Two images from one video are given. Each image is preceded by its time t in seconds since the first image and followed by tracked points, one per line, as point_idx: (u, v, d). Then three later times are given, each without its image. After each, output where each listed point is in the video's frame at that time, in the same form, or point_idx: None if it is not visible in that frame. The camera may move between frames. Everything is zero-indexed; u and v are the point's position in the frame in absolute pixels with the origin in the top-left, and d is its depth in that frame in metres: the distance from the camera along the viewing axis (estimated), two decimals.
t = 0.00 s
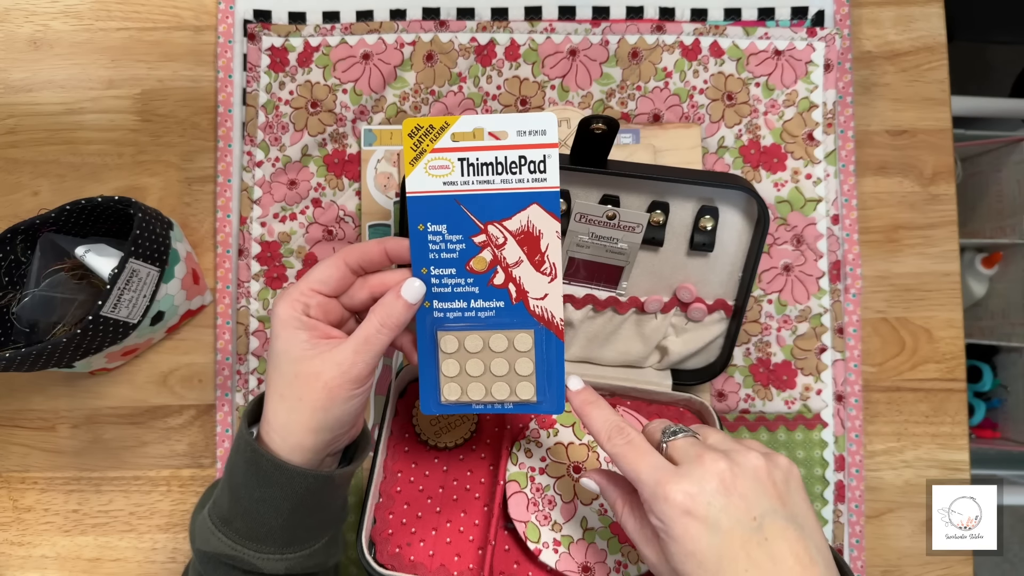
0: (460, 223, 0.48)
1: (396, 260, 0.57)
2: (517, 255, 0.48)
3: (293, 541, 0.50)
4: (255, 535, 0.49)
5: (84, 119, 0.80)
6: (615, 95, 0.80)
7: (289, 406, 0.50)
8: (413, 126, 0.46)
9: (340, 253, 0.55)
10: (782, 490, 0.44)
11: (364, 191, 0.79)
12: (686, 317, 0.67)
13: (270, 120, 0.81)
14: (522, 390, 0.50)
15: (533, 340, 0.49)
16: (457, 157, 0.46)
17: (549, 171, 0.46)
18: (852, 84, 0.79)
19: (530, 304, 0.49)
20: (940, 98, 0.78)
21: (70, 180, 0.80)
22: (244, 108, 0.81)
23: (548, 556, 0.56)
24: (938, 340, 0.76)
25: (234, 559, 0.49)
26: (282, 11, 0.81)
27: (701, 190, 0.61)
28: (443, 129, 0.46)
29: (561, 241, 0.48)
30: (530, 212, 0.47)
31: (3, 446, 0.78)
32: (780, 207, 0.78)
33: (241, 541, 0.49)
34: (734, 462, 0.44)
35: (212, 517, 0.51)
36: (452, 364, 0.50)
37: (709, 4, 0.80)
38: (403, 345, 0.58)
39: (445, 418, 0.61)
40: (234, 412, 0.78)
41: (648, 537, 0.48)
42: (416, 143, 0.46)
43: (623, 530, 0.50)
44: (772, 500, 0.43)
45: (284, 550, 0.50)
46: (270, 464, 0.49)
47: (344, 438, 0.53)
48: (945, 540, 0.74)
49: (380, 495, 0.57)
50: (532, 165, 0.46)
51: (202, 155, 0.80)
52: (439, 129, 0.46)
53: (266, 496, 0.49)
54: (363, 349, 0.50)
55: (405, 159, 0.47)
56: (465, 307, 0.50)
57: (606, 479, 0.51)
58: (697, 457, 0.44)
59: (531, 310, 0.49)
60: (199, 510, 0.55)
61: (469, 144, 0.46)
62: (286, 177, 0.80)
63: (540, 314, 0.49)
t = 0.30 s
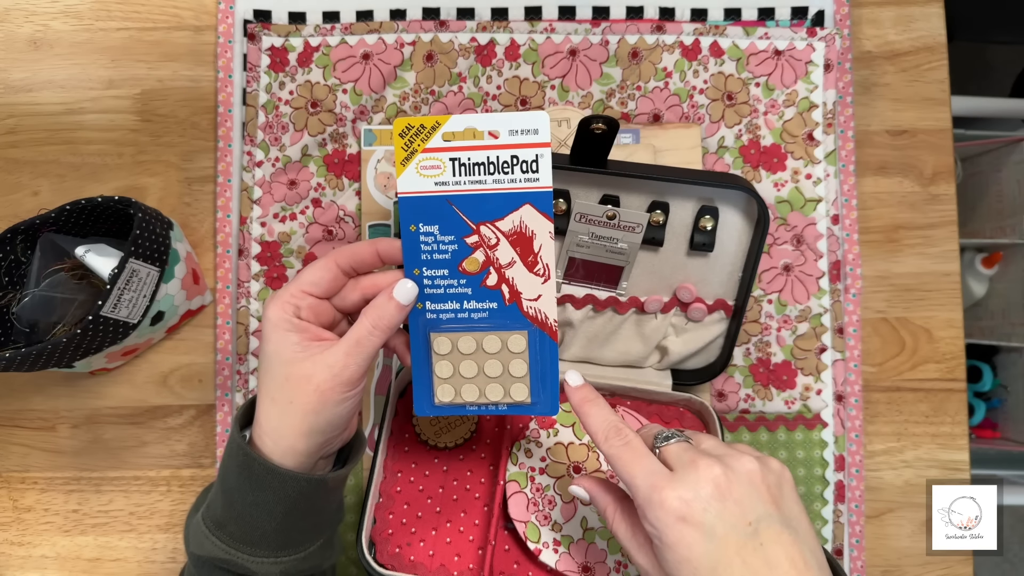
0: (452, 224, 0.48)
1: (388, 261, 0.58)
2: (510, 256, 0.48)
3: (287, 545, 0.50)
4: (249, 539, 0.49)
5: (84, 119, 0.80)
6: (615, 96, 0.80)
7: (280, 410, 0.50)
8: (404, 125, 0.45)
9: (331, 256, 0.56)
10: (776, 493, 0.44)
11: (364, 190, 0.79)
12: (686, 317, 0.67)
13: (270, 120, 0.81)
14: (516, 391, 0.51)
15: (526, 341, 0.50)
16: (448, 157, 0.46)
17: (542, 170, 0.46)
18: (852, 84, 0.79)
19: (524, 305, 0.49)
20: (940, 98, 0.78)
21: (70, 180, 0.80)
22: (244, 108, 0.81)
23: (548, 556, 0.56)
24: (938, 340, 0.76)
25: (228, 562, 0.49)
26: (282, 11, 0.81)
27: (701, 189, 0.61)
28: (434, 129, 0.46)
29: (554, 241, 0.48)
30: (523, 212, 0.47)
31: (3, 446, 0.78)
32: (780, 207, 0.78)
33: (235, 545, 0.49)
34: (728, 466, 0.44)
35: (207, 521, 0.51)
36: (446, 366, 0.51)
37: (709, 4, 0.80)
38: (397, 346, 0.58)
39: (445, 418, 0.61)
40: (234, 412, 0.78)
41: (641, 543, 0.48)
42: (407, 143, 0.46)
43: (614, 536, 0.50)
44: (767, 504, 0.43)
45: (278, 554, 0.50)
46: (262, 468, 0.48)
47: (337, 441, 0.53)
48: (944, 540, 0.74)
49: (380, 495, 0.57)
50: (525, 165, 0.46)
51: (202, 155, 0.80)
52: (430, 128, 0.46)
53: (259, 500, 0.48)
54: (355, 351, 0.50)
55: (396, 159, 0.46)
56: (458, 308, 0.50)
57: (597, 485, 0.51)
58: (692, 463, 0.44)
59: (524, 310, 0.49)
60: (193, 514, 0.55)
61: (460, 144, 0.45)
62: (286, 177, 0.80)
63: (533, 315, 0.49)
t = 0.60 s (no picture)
0: (451, 227, 0.48)
1: (385, 264, 0.58)
2: (508, 259, 0.48)
3: (285, 548, 0.50)
4: (246, 543, 0.49)
5: (84, 119, 0.80)
6: (615, 96, 0.80)
7: (277, 414, 0.50)
8: (403, 127, 0.45)
9: (327, 258, 0.56)
10: (771, 493, 0.44)
11: (364, 191, 0.79)
12: (686, 317, 0.67)
13: (270, 120, 0.81)
14: (513, 395, 0.51)
15: (524, 345, 0.50)
16: (446, 159, 0.46)
17: (541, 173, 0.46)
18: (852, 84, 0.79)
19: (522, 309, 0.49)
20: (940, 98, 0.78)
21: (70, 180, 0.80)
22: (244, 108, 0.81)
23: (548, 556, 0.56)
24: (938, 340, 0.76)
25: (226, 566, 0.49)
26: (282, 11, 0.81)
27: (701, 190, 0.61)
28: (432, 131, 0.46)
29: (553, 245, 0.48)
30: (522, 215, 0.47)
31: (4, 446, 0.78)
32: (780, 207, 0.78)
33: (233, 548, 0.49)
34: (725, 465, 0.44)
35: (204, 524, 0.51)
36: (444, 369, 0.51)
37: (709, 4, 0.80)
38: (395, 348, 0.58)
39: (445, 418, 0.60)
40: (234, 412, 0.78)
41: (636, 543, 0.48)
42: (406, 145, 0.46)
43: (609, 536, 0.50)
44: (763, 504, 0.43)
45: (276, 557, 0.49)
46: (259, 472, 0.48)
47: (334, 444, 0.53)
48: (944, 540, 0.74)
49: (380, 495, 0.57)
50: (524, 168, 0.46)
51: (202, 155, 0.80)
52: (428, 130, 0.46)
53: (257, 504, 0.49)
54: (352, 355, 0.50)
55: (394, 161, 0.46)
56: (456, 311, 0.50)
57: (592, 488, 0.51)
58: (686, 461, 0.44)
59: (523, 314, 0.49)
60: (191, 517, 0.55)
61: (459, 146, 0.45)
62: (286, 177, 0.80)
63: (531, 319, 0.49)
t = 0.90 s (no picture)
0: (450, 226, 0.47)
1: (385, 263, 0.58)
2: (508, 258, 0.48)
3: (284, 547, 0.50)
4: (246, 542, 0.49)
5: (84, 119, 0.80)
6: (615, 95, 0.80)
7: (277, 413, 0.50)
8: (402, 126, 0.45)
9: (326, 257, 0.56)
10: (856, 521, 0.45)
11: (364, 190, 0.79)
12: (686, 317, 0.67)
13: (270, 120, 0.81)
14: (513, 393, 0.51)
15: (524, 344, 0.50)
16: (446, 158, 0.46)
17: (541, 173, 0.46)
18: (852, 84, 0.79)
19: (522, 308, 0.49)
20: (940, 98, 0.78)
21: (70, 180, 0.80)
22: (244, 108, 0.81)
23: (548, 556, 0.55)
24: (938, 340, 0.76)
25: (226, 566, 0.49)
26: (282, 11, 0.81)
27: (700, 189, 0.61)
28: (432, 130, 0.46)
29: (552, 244, 0.48)
30: (522, 214, 0.47)
31: (4, 446, 0.78)
32: (780, 207, 0.78)
33: (233, 547, 0.49)
34: (835, 486, 0.44)
35: (204, 524, 0.51)
36: (444, 367, 0.51)
37: (709, 4, 0.80)
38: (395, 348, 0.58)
39: (445, 418, 0.61)
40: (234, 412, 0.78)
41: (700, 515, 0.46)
42: (405, 144, 0.46)
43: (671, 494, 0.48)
44: (851, 533, 0.44)
45: (276, 556, 0.49)
46: (258, 471, 0.48)
47: (335, 443, 0.53)
48: (945, 540, 0.74)
49: (380, 495, 0.57)
50: (523, 167, 0.46)
51: (202, 155, 0.80)
52: (428, 129, 0.46)
53: (256, 503, 0.48)
54: (351, 353, 0.50)
55: (394, 160, 0.46)
56: (456, 310, 0.50)
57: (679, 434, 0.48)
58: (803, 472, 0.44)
59: (522, 313, 0.49)
60: (190, 517, 0.55)
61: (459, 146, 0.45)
62: (286, 177, 0.80)
63: (531, 318, 0.49)
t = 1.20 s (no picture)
0: (451, 226, 0.47)
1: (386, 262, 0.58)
2: (509, 258, 0.48)
3: (285, 546, 0.50)
4: (247, 541, 0.49)
5: (84, 119, 0.80)
6: (615, 95, 0.80)
7: (278, 412, 0.50)
8: (404, 126, 0.45)
9: (328, 257, 0.56)
10: None
11: (364, 190, 0.79)
12: (686, 317, 0.67)
13: (270, 120, 0.81)
14: (514, 391, 0.51)
15: (525, 343, 0.50)
16: (448, 158, 0.46)
17: (543, 173, 0.46)
18: (852, 84, 0.79)
19: (522, 307, 0.49)
20: (940, 98, 0.78)
21: (70, 180, 0.80)
22: (244, 108, 0.81)
23: (548, 555, 0.56)
24: (938, 340, 0.76)
25: (226, 565, 0.49)
26: (282, 11, 0.81)
27: (700, 190, 0.61)
28: (434, 131, 0.46)
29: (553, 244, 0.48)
30: (523, 215, 0.47)
31: (4, 446, 0.78)
32: (780, 207, 0.78)
33: (233, 547, 0.49)
34: None
35: (204, 523, 0.51)
36: (445, 366, 0.51)
37: (709, 4, 0.80)
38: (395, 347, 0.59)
39: (445, 418, 0.61)
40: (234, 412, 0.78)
41: None
42: (407, 145, 0.46)
43: None
44: None
45: (276, 555, 0.49)
46: (259, 470, 0.48)
47: (335, 442, 0.53)
48: (945, 540, 0.74)
49: (380, 496, 0.57)
50: (525, 167, 0.46)
51: (202, 155, 0.80)
52: (430, 129, 0.46)
53: (257, 503, 0.48)
54: (353, 352, 0.50)
55: (396, 160, 0.46)
56: (457, 308, 0.50)
57: None
58: None
59: (523, 312, 0.49)
60: (190, 518, 0.54)
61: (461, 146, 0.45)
62: (286, 177, 0.80)
63: (532, 317, 0.49)
